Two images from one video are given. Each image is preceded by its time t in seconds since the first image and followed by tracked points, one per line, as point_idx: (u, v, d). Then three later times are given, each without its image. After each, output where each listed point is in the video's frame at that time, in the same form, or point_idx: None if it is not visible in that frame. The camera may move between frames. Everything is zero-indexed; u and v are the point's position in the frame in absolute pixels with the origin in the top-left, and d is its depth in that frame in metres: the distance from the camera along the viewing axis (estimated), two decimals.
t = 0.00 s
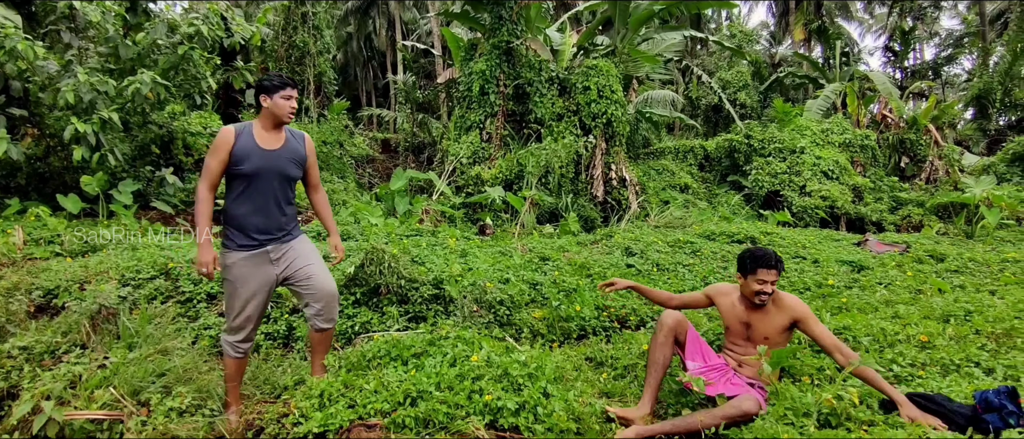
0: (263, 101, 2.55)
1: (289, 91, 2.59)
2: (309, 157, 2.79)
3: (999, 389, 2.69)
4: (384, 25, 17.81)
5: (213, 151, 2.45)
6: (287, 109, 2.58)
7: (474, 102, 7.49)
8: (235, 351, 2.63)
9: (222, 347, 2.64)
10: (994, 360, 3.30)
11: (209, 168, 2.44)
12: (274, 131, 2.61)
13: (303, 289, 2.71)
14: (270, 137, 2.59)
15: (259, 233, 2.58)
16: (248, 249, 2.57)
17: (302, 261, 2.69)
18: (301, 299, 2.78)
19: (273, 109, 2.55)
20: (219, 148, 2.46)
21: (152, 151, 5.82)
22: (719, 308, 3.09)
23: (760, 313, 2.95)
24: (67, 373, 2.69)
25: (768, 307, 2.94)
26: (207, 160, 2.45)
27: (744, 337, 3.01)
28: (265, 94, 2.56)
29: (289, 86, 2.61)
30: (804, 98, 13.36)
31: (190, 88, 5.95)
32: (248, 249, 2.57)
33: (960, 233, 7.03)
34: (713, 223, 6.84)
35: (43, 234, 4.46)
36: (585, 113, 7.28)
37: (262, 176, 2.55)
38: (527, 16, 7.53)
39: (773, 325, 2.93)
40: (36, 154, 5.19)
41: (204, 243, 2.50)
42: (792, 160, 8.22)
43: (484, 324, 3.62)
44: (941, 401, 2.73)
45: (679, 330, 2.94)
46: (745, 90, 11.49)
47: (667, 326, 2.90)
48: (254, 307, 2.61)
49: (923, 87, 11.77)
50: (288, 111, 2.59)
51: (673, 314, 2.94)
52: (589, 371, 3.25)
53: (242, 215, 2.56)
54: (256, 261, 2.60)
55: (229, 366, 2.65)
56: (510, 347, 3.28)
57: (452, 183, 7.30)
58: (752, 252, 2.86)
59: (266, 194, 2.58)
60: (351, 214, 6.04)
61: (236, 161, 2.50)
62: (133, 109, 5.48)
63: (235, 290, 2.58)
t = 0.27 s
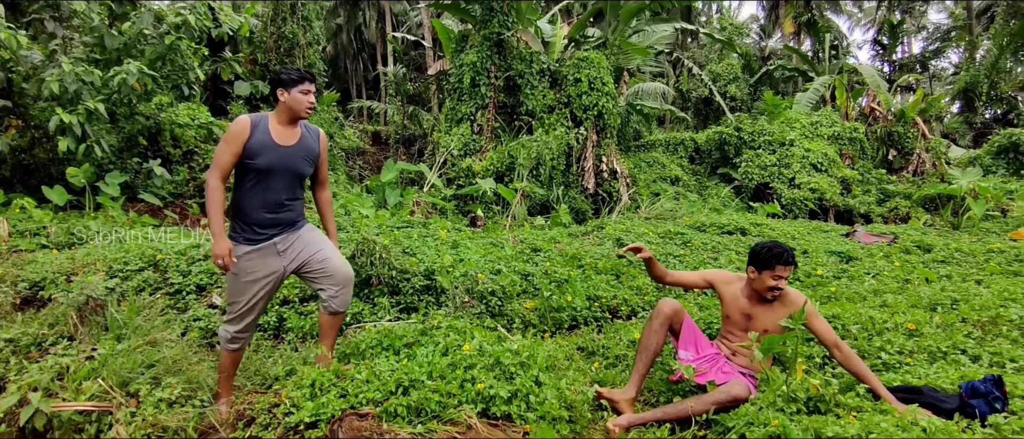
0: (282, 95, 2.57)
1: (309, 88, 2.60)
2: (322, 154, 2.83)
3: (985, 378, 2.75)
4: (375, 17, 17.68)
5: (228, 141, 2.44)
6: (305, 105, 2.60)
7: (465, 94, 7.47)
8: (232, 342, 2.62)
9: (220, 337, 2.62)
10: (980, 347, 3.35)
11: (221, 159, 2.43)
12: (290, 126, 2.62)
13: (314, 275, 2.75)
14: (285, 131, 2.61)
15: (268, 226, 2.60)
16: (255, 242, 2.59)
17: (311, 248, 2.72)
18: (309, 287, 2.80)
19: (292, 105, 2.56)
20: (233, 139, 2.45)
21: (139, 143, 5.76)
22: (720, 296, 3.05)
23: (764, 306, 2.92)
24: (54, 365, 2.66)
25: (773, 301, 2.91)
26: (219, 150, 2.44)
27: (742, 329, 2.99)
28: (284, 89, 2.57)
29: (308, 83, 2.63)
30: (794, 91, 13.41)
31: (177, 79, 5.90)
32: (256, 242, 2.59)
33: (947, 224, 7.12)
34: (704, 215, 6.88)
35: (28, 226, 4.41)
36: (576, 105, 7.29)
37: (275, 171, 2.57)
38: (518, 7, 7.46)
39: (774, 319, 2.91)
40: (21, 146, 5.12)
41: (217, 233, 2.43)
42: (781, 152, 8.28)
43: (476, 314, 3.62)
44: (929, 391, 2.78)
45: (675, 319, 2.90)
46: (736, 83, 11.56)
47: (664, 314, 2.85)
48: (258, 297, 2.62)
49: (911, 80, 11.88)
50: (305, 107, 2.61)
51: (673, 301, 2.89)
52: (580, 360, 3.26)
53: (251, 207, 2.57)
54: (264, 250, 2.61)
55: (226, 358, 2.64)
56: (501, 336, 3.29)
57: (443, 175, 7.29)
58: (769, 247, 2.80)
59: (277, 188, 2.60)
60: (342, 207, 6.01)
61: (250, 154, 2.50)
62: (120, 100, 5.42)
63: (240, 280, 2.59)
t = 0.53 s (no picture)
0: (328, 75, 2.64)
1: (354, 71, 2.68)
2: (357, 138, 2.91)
3: (971, 367, 2.80)
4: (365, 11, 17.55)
5: (273, 114, 2.51)
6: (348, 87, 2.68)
7: (456, 88, 7.45)
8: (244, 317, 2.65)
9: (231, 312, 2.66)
10: (966, 337, 3.39)
11: (263, 130, 2.49)
12: (332, 106, 2.70)
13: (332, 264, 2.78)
14: (326, 112, 2.68)
15: (299, 203, 2.68)
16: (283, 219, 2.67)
17: (332, 237, 2.79)
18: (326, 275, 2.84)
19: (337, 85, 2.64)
20: (278, 112, 2.52)
21: (127, 137, 5.71)
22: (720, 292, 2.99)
23: (766, 301, 2.91)
24: (42, 360, 2.64)
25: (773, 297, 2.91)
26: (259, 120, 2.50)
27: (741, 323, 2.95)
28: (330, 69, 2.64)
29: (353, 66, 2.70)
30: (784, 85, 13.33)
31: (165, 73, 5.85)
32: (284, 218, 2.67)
33: (934, 217, 7.20)
34: (694, 208, 6.92)
35: (14, 221, 4.36)
36: (567, 99, 7.28)
37: (314, 149, 2.65)
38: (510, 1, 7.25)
39: (775, 314, 2.91)
40: (5, 140, 5.05)
41: (251, 201, 2.46)
42: (771, 146, 8.33)
43: (467, 308, 3.63)
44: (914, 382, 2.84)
45: (679, 305, 2.88)
46: (726, 77, 11.62)
47: (668, 298, 2.86)
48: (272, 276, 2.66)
49: (899, 75, 11.98)
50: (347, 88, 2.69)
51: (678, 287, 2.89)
52: (572, 352, 3.27)
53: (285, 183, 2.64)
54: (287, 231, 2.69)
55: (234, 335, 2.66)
56: (493, 328, 3.30)
57: (435, 169, 7.28)
58: (770, 242, 2.82)
59: (313, 166, 2.68)
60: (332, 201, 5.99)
61: (291, 129, 2.58)
62: (106, 94, 5.36)
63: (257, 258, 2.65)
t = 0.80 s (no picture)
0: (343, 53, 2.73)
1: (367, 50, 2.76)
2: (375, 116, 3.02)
3: (956, 361, 2.84)
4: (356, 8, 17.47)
5: (292, 93, 2.62)
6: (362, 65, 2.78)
7: (448, 85, 7.44)
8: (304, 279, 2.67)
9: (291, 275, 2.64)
10: (953, 332, 3.44)
11: (282, 109, 2.61)
12: (349, 84, 2.80)
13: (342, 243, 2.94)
14: (344, 91, 2.78)
15: (321, 178, 2.80)
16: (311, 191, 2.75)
17: (348, 217, 2.97)
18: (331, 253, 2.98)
19: (351, 64, 2.74)
20: (297, 91, 2.63)
21: (115, 135, 5.67)
22: (720, 288, 2.97)
23: (761, 298, 2.88)
24: (30, 360, 2.62)
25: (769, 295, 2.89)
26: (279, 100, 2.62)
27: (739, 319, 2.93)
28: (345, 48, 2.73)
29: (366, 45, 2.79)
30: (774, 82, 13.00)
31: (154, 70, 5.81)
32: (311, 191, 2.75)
33: (922, 213, 7.27)
34: (686, 205, 6.96)
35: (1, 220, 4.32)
36: (559, 96, 7.29)
37: (332, 127, 2.76)
38: None
39: (771, 309, 2.89)
40: None
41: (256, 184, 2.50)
42: (762, 143, 8.38)
43: (459, 305, 3.64)
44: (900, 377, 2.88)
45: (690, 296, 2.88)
46: (717, 75, 11.68)
47: (679, 291, 2.88)
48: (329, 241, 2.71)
49: (888, 72, 12.08)
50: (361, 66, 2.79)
51: (685, 281, 2.90)
52: (564, 349, 3.28)
53: (306, 158, 2.75)
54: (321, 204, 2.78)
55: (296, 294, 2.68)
56: (485, 325, 3.30)
57: (427, 167, 7.27)
58: (759, 237, 2.80)
59: (331, 144, 2.80)
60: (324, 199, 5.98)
61: (309, 108, 2.70)
62: (94, 91, 5.32)
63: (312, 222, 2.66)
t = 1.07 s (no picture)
0: (359, 50, 2.70)
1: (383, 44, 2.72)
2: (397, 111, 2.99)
3: (943, 359, 2.86)
4: (347, 9, 17.39)
5: (307, 95, 2.64)
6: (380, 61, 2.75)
7: (440, 86, 7.44)
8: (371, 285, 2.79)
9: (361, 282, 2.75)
10: (940, 330, 3.48)
11: (298, 113, 2.65)
12: (367, 81, 2.78)
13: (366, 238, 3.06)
14: (361, 88, 2.76)
15: (349, 178, 2.82)
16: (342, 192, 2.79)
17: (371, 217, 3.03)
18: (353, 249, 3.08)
19: (367, 60, 2.71)
20: (312, 93, 2.65)
21: (104, 136, 5.63)
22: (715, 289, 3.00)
23: (751, 300, 2.89)
24: (17, 364, 2.61)
25: (761, 296, 2.88)
26: (296, 103, 2.64)
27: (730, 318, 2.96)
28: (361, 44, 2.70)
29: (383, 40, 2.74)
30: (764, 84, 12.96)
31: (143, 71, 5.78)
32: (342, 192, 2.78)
33: (910, 213, 7.35)
34: (677, 206, 6.99)
35: None
36: (551, 98, 7.29)
37: (352, 126, 2.75)
38: None
39: (761, 310, 2.89)
40: None
41: (264, 187, 2.61)
42: (752, 144, 8.43)
43: (451, 306, 3.64)
44: (887, 377, 2.91)
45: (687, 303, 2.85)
46: (708, 76, 11.76)
47: (677, 298, 2.84)
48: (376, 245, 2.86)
49: (877, 73, 12.19)
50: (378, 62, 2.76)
51: (683, 290, 2.85)
52: (556, 350, 3.28)
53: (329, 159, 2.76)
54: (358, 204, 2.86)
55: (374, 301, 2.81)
56: (477, 327, 3.31)
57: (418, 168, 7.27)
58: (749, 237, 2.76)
59: (354, 143, 2.80)
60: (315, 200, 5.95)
61: (327, 108, 2.70)
62: (82, 93, 5.28)
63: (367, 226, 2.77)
